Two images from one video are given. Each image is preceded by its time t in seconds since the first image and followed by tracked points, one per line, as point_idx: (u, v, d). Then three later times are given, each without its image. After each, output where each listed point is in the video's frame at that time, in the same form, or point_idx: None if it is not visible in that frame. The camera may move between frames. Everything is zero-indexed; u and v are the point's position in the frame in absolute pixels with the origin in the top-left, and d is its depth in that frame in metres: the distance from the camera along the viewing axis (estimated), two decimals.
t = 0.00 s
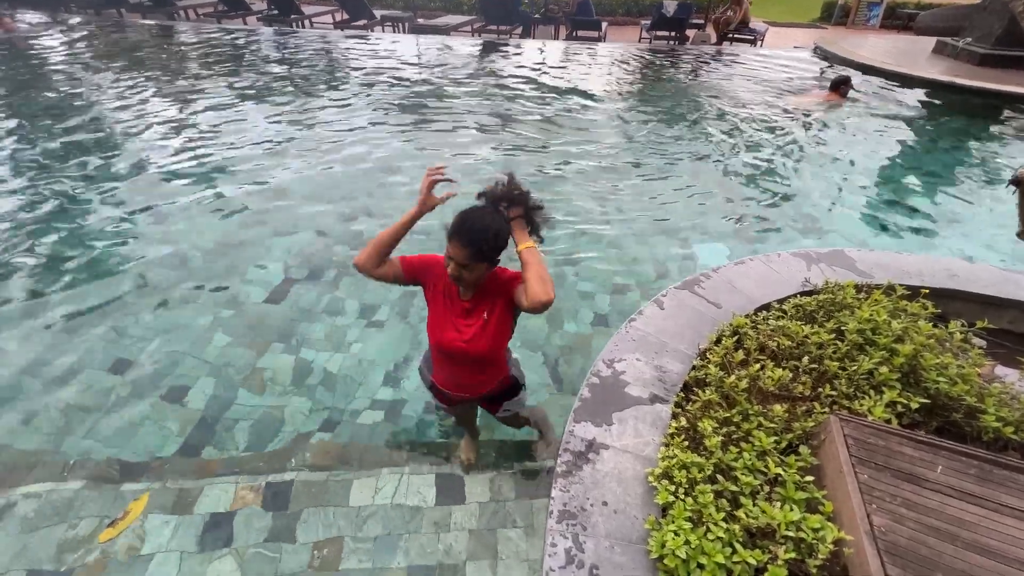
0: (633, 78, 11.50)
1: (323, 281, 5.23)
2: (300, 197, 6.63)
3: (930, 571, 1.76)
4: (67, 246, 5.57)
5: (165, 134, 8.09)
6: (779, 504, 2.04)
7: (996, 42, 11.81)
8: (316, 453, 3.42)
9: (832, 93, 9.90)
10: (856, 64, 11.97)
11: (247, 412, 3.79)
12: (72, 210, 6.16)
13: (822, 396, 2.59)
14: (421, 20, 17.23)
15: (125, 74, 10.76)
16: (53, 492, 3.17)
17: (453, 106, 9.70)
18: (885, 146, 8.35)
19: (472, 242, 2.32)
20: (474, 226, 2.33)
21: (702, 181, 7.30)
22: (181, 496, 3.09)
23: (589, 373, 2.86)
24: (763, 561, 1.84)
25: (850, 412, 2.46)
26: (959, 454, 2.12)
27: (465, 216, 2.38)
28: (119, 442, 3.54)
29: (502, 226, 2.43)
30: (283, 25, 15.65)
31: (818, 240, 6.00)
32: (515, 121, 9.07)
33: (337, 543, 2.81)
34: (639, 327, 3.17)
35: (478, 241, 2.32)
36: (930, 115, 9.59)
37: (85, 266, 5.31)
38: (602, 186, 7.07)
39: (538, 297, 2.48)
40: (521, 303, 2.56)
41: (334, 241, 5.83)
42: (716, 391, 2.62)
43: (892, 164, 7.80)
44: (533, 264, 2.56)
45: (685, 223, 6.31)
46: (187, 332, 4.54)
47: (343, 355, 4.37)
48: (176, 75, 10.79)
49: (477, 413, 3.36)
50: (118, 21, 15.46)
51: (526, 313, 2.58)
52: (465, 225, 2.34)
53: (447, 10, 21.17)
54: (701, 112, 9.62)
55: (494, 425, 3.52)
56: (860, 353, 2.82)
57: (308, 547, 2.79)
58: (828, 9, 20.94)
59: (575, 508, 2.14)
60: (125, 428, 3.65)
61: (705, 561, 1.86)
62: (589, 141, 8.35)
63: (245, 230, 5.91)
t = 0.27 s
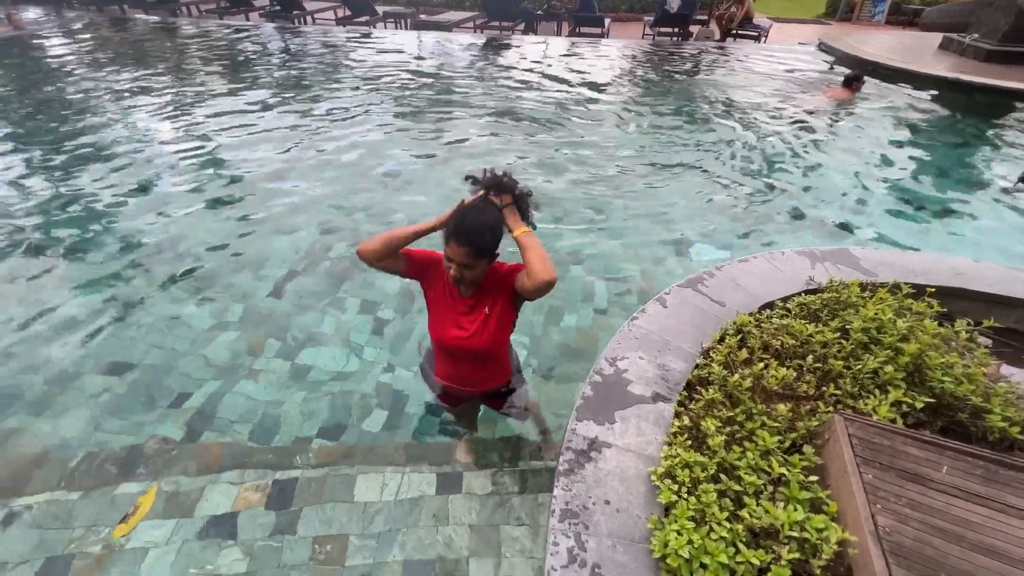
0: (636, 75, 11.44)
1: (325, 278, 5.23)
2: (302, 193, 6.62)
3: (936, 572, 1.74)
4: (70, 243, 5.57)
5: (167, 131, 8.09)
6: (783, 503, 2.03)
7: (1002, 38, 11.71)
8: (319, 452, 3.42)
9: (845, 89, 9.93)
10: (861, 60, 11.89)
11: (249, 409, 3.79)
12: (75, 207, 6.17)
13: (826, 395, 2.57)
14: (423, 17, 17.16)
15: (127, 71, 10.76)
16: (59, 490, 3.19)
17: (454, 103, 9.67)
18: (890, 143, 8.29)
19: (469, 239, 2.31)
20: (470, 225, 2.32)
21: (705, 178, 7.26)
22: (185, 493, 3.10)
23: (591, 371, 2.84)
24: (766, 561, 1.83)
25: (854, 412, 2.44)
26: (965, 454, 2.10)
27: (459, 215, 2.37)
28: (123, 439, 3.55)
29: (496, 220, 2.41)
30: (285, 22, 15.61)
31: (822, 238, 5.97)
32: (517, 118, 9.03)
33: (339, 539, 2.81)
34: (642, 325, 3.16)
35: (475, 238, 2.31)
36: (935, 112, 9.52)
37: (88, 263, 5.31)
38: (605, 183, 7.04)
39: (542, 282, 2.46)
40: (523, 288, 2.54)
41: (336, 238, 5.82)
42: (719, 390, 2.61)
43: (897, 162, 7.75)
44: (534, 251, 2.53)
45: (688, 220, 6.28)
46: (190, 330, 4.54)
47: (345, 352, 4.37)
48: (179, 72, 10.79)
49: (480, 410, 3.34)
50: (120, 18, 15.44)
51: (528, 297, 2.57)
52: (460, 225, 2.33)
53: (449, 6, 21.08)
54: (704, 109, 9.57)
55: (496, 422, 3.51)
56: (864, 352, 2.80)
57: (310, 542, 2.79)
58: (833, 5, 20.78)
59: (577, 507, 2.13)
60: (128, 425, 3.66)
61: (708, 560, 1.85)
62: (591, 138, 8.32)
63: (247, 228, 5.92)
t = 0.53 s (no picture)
0: (638, 73, 11.40)
1: (327, 276, 5.22)
2: (303, 191, 6.61)
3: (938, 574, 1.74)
4: (72, 241, 5.58)
5: (168, 128, 8.09)
6: (785, 504, 2.02)
7: (1007, 36, 11.65)
8: (319, 450, 3.42)
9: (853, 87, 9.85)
10: (864, 58, 11.84)
11: (251, 407, 3.80)
12: (76, 204, 6.17)
13: (828, 396, 2.57)
14: (424, 14, 17.12)
15: (129, 68, 10.75)
16: (59, 486, 3.19)
17: (456, 100, 9.64)
18: (893, 142, 8.26)
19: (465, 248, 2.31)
20: (462, 232, 2.32)
21: (707, 176, 7.23)
22: (185, 490, 3.10)
23: (593, 371, 2.84)
24: (768, 562, 1.83)
25: (856, 412, 2.44)
26: (968, 455, 2.09)
27: (449, 224, 2.37)
28: (124, 437, 3.56)
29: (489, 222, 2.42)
30: (286, 19, 15.58)
31: (824, 237, 5.95)
32: (519, 116, 9.01)
33: (340, 540, 2.81)
34: (644, 324, 3.15)
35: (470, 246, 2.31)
36: (939, 110, 9.48)
37: (90, 260, 5.32)
38: (607, 181, 7.02)
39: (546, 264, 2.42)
40: (523, 276, 2.53)
41: (338, 236, 5.82)
42: (721, 390, 2.60)
43: (900, 160, 7.72)
44: (533, 235, 2.50)
45: (690, 219, 6.26)
46: (191, 327, 4.54)
47: (346, 351, 4.37)
48: (180, 69, 10.77)
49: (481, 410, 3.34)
50: (121, 15, 15.42)
51: (530, 285, 2.56)
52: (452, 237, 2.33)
53: (450, 4, 21.02)
54: (707, 107, 9.53)
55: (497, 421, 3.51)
56: (867, 352, 2.79)
57: (310, 543, 2.79)
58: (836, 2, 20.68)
59: (578, 507, 2.13)
60: (130, 423, 3.67)
61: (710, 561, 1.84)
62: (593, 136, 8.30)
63: (248, 225, 5.91)
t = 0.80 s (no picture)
0: (640, 70, 11.35)
1: (328, 274, 5.21)
2: (304, 189, 6.60)
3: None
4: (72, 238, 5.57)
5: (169, 126, 8.08)
6: (788, 505, 2.01)
7: (1011, 34, 11.59)
8: (320, 451, 3.42)
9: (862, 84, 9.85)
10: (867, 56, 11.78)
11: (251, 406, 3.79)
12: (77, 202, 6.17)
13: (832, 396, 2.55)
14: (426, 11, 17.06)
15: (130, 66, 10.73)
16: (61, 485, 3.19)
17: (457, 98, 9.61)
18: (896, 140, 8.22)
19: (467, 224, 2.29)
20: (464, 209, 2.30)
21: (710, 175, 7.20)
22: (186, 489, 3.10)
23: (594, 370, 2.82)
24: (771, 564, 1.82)
25: (859, 413, 2.42)
26: (973, 457, 2.08)
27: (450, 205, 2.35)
28: (125, 435, 3.56)
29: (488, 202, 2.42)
30: (287, 16, 15.55)
31: (827, 236, 5.92)
32: (521, 114, 8.98)
33: (339, 538, 2.80)
34: (646, 323, 3.13)
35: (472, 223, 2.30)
36: (943, 109, 9.42)
37: (90, 258, 5.32)
38: (608, 180, 6.99)
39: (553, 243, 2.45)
40: (523, 272, 2.52)
41: (339, 234, 5.80)
42: (724, 390, 2.59)
43: (903, 159, 7.68)
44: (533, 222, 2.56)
45: (692, 217, 6.23)
46: (192, 326, 4.53)
47: (347, 349, 4.36)
48: (181, 67, 10.75)
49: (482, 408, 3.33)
50: (123, 12, 15.40)
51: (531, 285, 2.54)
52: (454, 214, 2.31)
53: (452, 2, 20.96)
54: (709, 105, 9.50)
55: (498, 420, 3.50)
56: (871, 352, 2.77)
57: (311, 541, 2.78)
58: None
59: (580, 508, 2.12)
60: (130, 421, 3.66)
61: (712, 563, 1.83)
62: (595, 134, 8.26)
63: (249, 223, 5.90)
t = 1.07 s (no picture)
0: (640, 69, 11.33)
1: (327, 273, 5.20)
2: (304, 188, 6.58)
3: None
4: (72, 238, 5.56)
5: (169, 125, 8.06)
6: (790, 507, 2.00)
7: (1012, 33, 11.57)
8: (321, 449, 3.41)
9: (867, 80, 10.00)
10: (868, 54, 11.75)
11: (251, 406, 3.78)
12: (76, 201, 6.16)
13: (833, 396, 2.54)
14: (426, 10, 17.02)
15: (129, 64, 10.71)
16: (60, 485, 3.18)
17: (457, 96, 9.58)
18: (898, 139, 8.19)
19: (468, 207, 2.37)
20: (465, 195, 2.40)
21: (711, 174, 7.18)
22: (186, 487, 3.09)
23: (595, 370, 2.81)
24: (772, 565, 1.81)
25: (861, 413, 2.41)
26: (975, 457, 2.07)
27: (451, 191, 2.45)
28: (124, 436, 3.55)
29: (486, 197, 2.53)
30: (287, 15, 15.51)
31: (828, 235, 5.91)
32: (521, 112, 8.95)
33: (340, 540, 2.79)
34: (646, 323, 3.12)
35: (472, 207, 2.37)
36: (944, 107, 9.39)
37: (89, 258, 5.30)
38: (609, 178, 6.97)
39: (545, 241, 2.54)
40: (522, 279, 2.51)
41: (339, 233, 5.79)
42: (725, 391, 2.57)
43: (904, 158, 7.66)
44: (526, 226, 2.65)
45: (693, 216, 6.21)
46: (192, 325, 4.52)
47: (347, 349, 4.34)
48: (181, 65, 10.74)
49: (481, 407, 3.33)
50: (122, 11, 15.37)
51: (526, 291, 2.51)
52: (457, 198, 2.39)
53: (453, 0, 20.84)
54: (710, 103, 9.47)
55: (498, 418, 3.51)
56: (872, 352, 2.76)
57: (311, 543, 2.78)
58: None
59: (580, 508, 2.11)
60: (130, 421, 3.65)
61: (713, 565, 1.83)
62: (595, 133, 8.24)
63: (249, 222, 5.89)
